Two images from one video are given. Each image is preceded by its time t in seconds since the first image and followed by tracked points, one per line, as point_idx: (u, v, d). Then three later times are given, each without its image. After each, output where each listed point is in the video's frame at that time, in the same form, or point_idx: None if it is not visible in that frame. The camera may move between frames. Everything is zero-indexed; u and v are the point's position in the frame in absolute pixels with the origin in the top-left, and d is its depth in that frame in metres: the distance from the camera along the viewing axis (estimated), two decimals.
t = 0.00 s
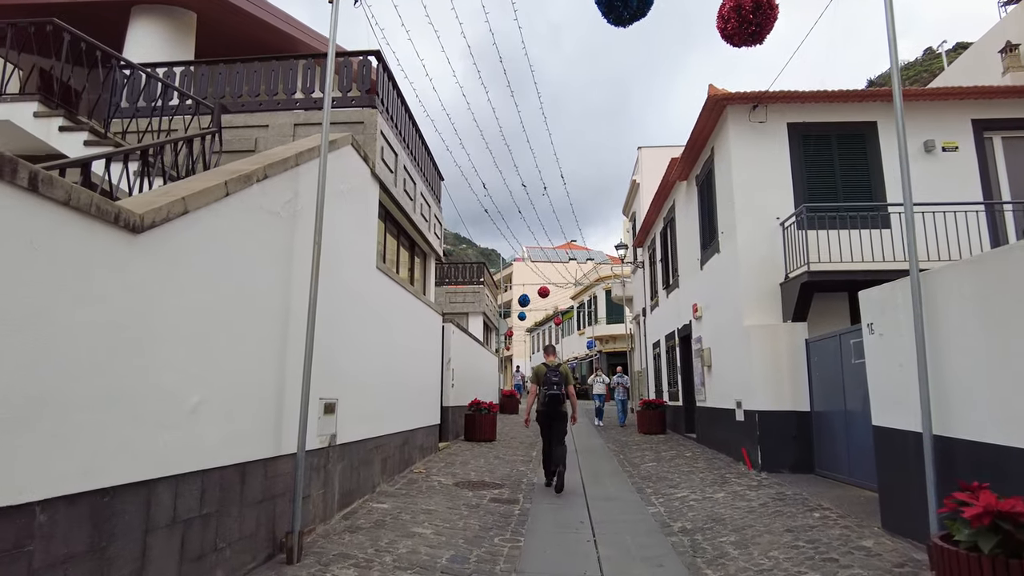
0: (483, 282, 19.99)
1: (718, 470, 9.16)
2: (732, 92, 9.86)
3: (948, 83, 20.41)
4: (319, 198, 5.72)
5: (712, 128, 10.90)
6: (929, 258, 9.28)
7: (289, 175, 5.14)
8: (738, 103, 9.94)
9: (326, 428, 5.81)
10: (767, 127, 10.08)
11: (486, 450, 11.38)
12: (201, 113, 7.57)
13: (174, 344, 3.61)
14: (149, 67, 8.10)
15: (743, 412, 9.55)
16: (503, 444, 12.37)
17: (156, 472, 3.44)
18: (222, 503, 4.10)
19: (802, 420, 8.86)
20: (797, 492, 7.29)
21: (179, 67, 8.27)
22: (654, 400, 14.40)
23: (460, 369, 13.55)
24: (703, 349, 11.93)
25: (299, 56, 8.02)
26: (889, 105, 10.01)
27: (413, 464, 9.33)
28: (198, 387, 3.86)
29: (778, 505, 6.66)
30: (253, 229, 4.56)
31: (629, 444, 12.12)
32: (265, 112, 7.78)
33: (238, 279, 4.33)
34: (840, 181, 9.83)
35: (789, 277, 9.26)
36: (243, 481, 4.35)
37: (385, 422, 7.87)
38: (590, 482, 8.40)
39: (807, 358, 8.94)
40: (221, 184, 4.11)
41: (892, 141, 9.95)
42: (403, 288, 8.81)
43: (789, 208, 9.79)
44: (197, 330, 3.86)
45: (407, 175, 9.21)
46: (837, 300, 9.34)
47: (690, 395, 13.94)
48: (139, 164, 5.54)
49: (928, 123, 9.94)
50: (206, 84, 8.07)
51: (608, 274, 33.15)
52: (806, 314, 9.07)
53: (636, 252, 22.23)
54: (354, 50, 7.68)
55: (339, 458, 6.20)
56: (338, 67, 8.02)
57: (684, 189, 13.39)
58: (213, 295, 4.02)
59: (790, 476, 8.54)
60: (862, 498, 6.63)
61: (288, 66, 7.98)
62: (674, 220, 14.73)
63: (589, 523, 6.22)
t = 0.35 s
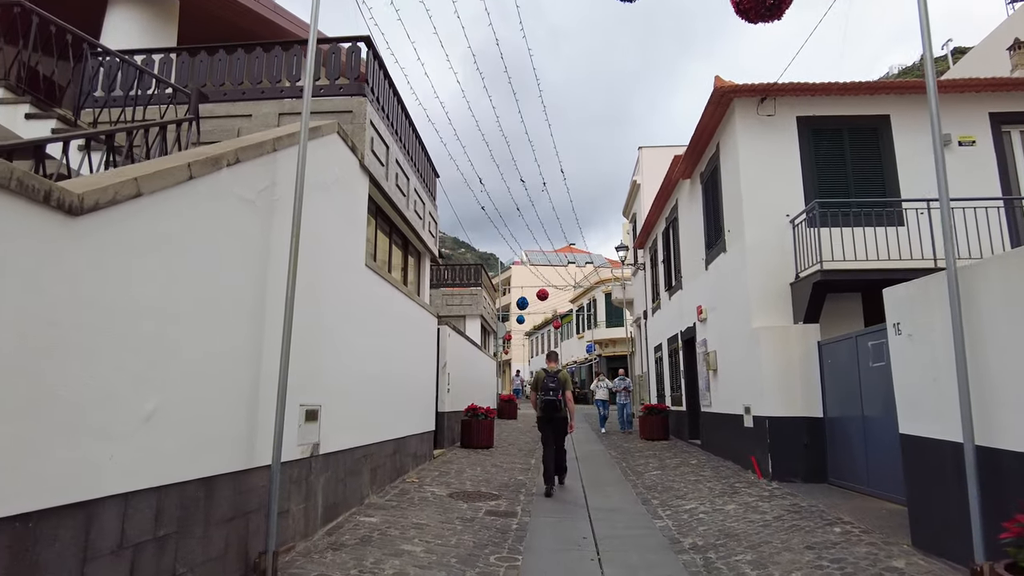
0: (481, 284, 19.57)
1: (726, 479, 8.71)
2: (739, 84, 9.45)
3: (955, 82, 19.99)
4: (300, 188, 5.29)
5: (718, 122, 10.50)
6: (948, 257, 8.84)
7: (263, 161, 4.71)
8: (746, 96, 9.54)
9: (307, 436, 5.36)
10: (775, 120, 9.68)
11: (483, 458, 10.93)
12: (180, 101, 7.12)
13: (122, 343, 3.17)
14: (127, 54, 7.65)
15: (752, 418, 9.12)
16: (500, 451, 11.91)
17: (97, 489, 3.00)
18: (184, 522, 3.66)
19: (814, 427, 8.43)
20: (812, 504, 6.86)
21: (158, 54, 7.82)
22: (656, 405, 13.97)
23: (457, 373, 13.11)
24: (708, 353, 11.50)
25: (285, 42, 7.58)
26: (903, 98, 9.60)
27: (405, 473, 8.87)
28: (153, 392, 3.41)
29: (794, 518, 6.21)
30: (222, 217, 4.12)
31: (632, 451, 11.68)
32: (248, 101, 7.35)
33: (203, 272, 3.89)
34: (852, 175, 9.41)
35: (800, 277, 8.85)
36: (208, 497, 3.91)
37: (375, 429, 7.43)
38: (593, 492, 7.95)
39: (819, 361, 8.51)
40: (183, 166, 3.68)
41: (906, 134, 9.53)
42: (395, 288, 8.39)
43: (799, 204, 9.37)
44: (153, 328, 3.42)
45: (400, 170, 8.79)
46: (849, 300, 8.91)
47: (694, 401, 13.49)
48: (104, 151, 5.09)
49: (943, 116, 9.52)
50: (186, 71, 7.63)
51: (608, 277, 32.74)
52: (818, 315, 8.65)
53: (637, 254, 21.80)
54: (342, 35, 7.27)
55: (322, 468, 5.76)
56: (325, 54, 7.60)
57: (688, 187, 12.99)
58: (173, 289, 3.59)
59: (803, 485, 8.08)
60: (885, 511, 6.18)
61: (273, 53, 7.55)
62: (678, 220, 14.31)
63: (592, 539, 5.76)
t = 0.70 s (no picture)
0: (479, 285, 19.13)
1: (737, 490, 8.27)
2: (748, 75, 9.04)
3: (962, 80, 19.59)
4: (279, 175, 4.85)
5: (726, 116, 10.10)
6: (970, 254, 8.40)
7: (238, 143, 4.28)
8: (755, 87, 9.13)
9: (285, 446, 4.92)
10: (786, 113, 9.26)
11: (481, 465, 10.49)
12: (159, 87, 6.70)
13: (59, 342, 2.74)
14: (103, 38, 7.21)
15: (763, 425, 8.69)
16: (499, 458, 11.48)
17: (25, 514, 2.56)
18: (139, 547, 3.21)
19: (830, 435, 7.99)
20: (832, 517, 6.41)
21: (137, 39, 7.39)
22: (660, 410, 13.54)
23: (454, 377, 12.66)
24: (715, 356, 11.08)
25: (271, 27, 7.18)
26: (921, 89, 9.18)
27: (399, 483, 8.43)
28: (101, 399, 2.97)
29: (814, 534, 5.77)
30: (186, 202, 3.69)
31: (635, 458, 11.23)
32: (232, 89, 6.95)
33: (163, 263, 3.45)
34: (867, 171, 9.00)
35: (814, 276, 8.43)
36: (170, 516, 3.46)
37: (365, 436, 6.99)
38: (597, 504, 7.52)
39: (835, 366, 8.07)
40: (141, 142, 3.26)
41: (924, 127, 9.10)
42: (388, 287, 7.96)
43: (812, 200, 8.96)
44: (99, 326, 2.98)
45: (394, 163, 8.36)
46: (866, 301, 8.49)
47: (699, 406, 13.06)
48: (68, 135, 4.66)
49: (962, 108, 9.10)
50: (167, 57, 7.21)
51: (608, 279, 32.32)
52: (833, 316, 8.22)
53: (638, 256, 21.38)
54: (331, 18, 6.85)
55: (305, 480, 5.31)
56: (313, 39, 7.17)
57: (693, 184, 12.58)
58: (126, 282, 3.16)
59: (819, 497, 7.65)
60: (913, 526, 5.73)
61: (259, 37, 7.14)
62: (682, 219, 13.89)
63: (598, 557, 5.31)
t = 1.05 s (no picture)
0: (477, 282, 18.69)
1: (747, 493, 7.83)
2: (757, 56, 8.60)
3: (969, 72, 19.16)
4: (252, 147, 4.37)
5: (733, 102, 9.67)
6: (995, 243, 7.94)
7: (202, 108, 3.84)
8: (765, 70, 8.69)
9: (257, 447, 4.48)
10: (798, 97, 8.82)
11: (477, 466, 10.05)
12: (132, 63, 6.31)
13: None
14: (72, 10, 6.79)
15: (774, 424, 8.25)
16: (497, 459, 11.04)
17: None
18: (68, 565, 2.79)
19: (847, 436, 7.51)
20: (851, 522, 5.99)
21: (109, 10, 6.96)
22: (664, 409, 13.11)
23: (450, 375, 12.22)
24: (721, 353, 10.64)
25: None
26: (939, 72, 8.74)
27: (390, 485, 8.00)
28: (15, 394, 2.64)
29: (834, 541, 5.33)
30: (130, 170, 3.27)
31: (639, 459, 10.80)
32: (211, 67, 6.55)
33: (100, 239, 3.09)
34: (883, 157, 8.57)
35: (829, 268, 7.99)
36: (109, 530, 3.02)
37: (352, 437, 6.56)
38: (599, 508, 7.10)
39: (850, 361, 7.63)
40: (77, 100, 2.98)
41: (942, 111, 8.65)
42: (379, 279, 7.52)
43: (825, 188, 8.53)
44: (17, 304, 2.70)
45: (385, 148, 7.92)
46: (882, 293, 8.05)
47: (704, 405, 12.61)
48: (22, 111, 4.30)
49: (983, 91, 8.65)
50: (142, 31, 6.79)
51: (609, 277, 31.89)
52: (848, 310, 7.78)
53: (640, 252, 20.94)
54: None
55: (282, 484, 4.87)
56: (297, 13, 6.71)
57: (698, 175, 12.16)
58: (55, 256, 2.87)
59: (833, 500, 7.22)
60: (944, 535, 5.28)
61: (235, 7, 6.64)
62: (686, 211, 13.46)
63: (602, 568, 4.86)
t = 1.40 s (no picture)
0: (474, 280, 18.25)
1: (756, 500, 7.40)
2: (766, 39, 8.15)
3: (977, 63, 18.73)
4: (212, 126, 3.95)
5: (739, 89, 9.23)
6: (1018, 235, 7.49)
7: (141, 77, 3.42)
8: (773, 54, 8.25)
9: (221, 458, 4.04)
10: (808, 82, 8.37)
11: (472, 471, 9.61)
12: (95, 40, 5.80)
13: None
14: None
15: (784, 427, 7.82)
16: (493, 463, 10.60)
17: None
18: None
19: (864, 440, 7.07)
20: (871, 535, 5.56)
21: None
22: (667, 410, 12.69)
23: (445, 375, 11.80)
24: (727, 352, 10.21)
25: None
26: (956, 56, 8.30)
27: (379, 492, 7.56)
28: None
29: (857, 558, 4.88)
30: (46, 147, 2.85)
31: (641, 463, 10.37)
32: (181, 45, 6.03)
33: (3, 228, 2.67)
34: (897, 145, 8.13)
35: (843, 262, 7.55)
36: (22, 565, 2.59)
37: (335, 443, 6.13)
38: (599, 518, 6.67)
39: (866, 361, 7.19)
40: None
41: (962, 96, 8.19)
42: (366, 275, 7.09)
43: (836, 177, 8.10)
44: None
45: (372, 135, 7.48)
46: (897, 288, 7.62)
47: (708, 406, 12.17)
48: None
49: (1004, 75, 8.20)
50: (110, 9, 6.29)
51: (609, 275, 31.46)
52: (864, 306, 7.34)
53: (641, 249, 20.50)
54: None
55: (252, 497, 4.42)
56: None
57: (701, 168, 11.73)
58: None
59: (849, 508, 6.78)
60: (977, 551, 4.85)
61: None
62: (689, 205, 13.02)
63: None
